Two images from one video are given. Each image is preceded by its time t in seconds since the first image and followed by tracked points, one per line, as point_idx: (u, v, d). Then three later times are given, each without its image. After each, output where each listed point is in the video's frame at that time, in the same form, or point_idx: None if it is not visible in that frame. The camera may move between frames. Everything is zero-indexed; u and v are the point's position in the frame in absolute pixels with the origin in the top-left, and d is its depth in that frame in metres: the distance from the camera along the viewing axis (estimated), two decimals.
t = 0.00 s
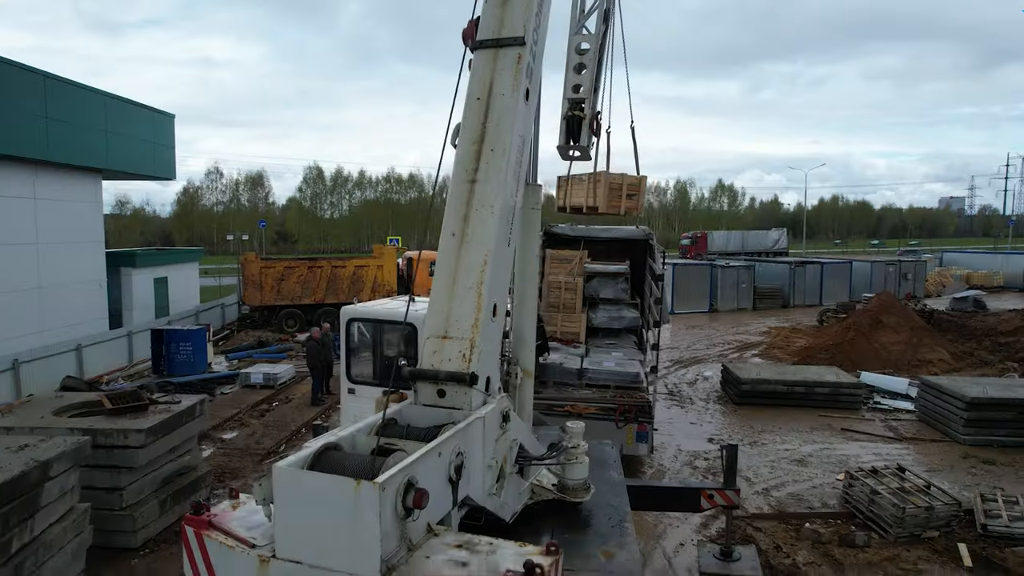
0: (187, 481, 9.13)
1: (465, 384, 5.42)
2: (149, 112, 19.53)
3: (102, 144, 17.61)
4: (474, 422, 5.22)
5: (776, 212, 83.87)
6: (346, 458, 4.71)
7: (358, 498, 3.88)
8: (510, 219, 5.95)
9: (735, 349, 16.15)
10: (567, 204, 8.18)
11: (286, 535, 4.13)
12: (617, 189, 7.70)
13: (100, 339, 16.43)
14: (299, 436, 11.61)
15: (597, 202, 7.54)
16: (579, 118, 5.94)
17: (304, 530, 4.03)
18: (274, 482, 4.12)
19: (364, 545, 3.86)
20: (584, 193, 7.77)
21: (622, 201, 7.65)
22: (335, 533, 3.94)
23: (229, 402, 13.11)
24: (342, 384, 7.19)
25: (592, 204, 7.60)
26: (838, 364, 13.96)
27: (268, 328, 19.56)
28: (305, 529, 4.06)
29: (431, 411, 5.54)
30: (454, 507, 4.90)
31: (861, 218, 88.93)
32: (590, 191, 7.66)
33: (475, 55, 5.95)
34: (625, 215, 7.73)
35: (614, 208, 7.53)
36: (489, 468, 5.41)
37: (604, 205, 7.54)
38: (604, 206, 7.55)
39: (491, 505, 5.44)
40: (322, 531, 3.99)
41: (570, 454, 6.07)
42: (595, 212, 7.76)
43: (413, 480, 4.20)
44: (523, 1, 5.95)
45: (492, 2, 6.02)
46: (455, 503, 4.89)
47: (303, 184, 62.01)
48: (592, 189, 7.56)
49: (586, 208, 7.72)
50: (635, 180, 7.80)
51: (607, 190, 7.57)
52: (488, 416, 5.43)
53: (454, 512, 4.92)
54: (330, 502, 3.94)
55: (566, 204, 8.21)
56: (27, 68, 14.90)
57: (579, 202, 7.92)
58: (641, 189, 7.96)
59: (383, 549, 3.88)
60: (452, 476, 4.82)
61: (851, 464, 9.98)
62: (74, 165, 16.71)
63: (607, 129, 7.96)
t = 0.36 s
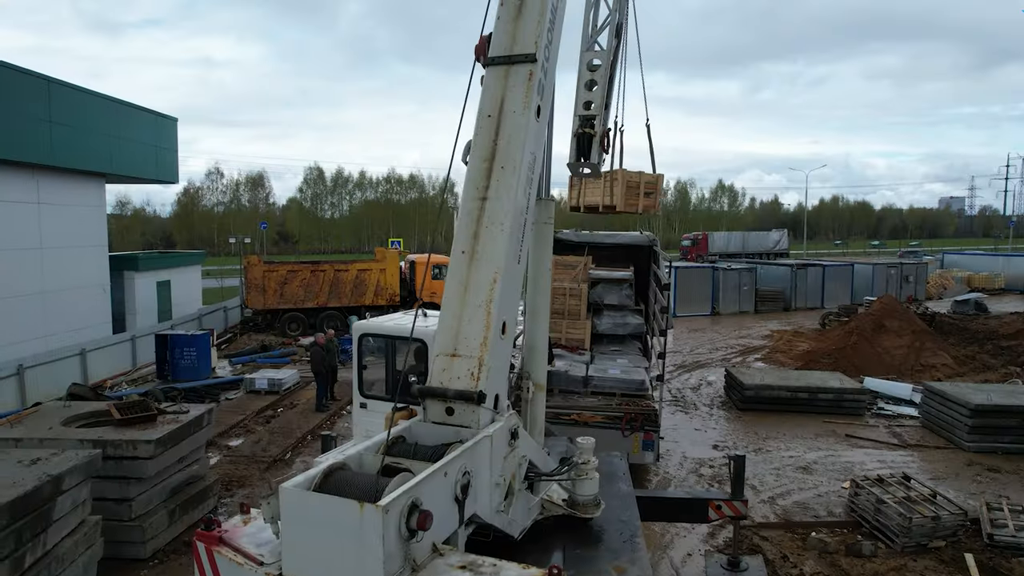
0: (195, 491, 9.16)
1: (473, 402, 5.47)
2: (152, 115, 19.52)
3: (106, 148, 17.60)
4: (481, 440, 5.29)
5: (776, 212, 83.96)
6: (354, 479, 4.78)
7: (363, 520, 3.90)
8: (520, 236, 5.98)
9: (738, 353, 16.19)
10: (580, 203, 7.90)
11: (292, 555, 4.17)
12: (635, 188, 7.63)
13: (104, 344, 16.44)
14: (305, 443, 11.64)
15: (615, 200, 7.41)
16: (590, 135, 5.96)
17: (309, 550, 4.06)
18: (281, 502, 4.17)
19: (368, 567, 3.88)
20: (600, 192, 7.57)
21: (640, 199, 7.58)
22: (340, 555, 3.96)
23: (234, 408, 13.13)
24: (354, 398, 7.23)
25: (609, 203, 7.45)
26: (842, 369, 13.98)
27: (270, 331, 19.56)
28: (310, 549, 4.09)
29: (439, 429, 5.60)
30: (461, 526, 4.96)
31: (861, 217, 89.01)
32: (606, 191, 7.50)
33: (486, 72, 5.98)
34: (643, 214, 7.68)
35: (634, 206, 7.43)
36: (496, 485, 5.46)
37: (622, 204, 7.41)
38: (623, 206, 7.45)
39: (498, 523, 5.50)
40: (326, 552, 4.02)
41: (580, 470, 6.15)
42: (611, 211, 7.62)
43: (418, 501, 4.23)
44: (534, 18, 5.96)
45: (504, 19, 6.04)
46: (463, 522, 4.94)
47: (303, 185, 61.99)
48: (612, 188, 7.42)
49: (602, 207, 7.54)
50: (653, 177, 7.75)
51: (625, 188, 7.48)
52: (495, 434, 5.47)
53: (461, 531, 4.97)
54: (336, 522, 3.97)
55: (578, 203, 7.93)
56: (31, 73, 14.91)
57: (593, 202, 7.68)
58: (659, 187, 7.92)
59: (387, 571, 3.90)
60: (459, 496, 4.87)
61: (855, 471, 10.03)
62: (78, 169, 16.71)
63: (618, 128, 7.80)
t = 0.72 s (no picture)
0: (204, 500, 9.19)
1: (482, 419, 5.51)
2: (155, 119, 19.54)
3: (110, 153, 17.61)
4: (489, 458, 5.33)
5: (776, 212, 84.00)
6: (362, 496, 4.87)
7: (367, 539, 3.94)
8: (530, 252, 6.00)
9: (741, 357, 16.23)
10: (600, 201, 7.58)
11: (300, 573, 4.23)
12: (659, 184, 7.23)
13: (109, 348, 16.45)
14: (311, 450, 11.67)
15: (637, 197, 7.02)
16: (601, 151, 5.97)
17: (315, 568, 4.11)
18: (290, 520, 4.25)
19: None
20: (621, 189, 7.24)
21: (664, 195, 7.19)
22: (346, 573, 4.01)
23: (240, 414, 13.16)
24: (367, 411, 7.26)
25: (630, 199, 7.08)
26: (846, 374, 13.99)
27: (274, 335, 19.58)
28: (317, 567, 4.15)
29: (448, 445, 5.66)
30: (468, 543, 5.00)
31: (861, 216, 89.04)
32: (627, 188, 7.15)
33: (498, 88, 5.99)
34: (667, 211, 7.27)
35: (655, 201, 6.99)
36: (504, 501, 5.51)
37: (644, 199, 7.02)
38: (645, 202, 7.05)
39: (506, 539, 5.54)
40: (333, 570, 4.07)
41: (591, 485, 6.16)
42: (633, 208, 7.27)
43: (422, 521, 4.25)
44: (547, 33, 5.96)
45: (516, 35, 6.04)
46: (470, 539, 4.99)
47: (304, 186, 61.93)
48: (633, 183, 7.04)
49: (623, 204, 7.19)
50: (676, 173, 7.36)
51: (648, 185, 7.07)
52: (504, 451, 5.50)
53: (468, 548, 5.02)
54: (342, 540, 4.03)
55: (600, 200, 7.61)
56: (35, 79, 14.92)
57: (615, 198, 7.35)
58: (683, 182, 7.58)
59: None
60: (465, 513, 4.91)
61: (861, 478, 10.07)
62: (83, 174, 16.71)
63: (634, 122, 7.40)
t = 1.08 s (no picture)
0: (209, 508, 9.19)
1: (488, 432, 5.57)
2: (155, 122, 19.51)
3: (110, 155, 17.57)
4: (495, 471, 5.36)
5: (774, 212, 84.16)
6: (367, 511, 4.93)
7: (369, 555, 3.97)
8: (538, 265, 6.04)
9: (742, 360, 16.28)
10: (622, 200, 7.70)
11: None
12: (680, 181, 7.24)
13: (109, 352, 16.42)
14: (314, 455, 11.68)
15: (659, 194, 7.01)
16: (610, 164, 5.99)
17: None
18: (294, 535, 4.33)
19: None
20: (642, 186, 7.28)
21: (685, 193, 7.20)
22: None
23: (242, 419, 13.16)
24: (375, 421, 7.28)
25: (651, 196, 7.08)
26: (846, 376, 14.03)
27: (274, 338, 19.56)
28: None
29: (454, 458, 5.72)
30: (473, 557, 5.02)
31: (858, 216, 89.26)
32: (647, 184, 7.18)
33: (507, 101, 6.02)
34: (688, 208, 7.30)
35: (678, 199, 6.97)
36: (510, 515, 5.53)
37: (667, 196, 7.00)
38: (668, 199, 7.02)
39: (512, 551, 5.57)
40: None
41: (599, 497, 6.19)
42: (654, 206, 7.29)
43: (426, 536, 4.28)
44: (556, 46, 5.97)
45: (526, 47, 6.05)
46: (475, 552, 5.01)
47: (302, 186, 61.82)
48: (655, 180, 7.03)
49: (643, 201, 7.21)
50: (697, 170, 7.39)
51: (670, 181, 7.14)
52: (509, 464, 5.54)
53: (473, 561, 5.03)
54: (344, 556, 4.07)
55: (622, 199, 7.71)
56: (36, 82, 14.90)
57: (635, 197, 7.42)
58: (702, 181, 7.56)
59: None
60: (470, 527, 4.93)
61: (863, 483, 10.12)
62: (83, 178, 16.67)
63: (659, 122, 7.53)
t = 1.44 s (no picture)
0: (192, 518, 9.08)
1: (477, 443, 5.60)
2: (130, 122, 19.19)
3: (84, 156, 17.25)
4: (483, 482, 5.37)
5: (750, 212, 84.98)
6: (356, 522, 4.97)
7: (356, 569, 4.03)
8: (529, 275, 6.06)
9: (722, 361, 16.43)
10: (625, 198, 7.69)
11: None
12: (686, 179, 7.22)
13: (83, 357, 16.13)
14: (298, 462, 11.60)
15: (666, 191, 7.01)
16: (601, 174, 6.07)
17: None
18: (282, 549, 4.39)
19: None
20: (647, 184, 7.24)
21: (691, 190, 7.17)
22: None
23: (222, 426, 13.02)
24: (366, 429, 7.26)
25: (659, 193, 7.06)
26: (825, 377, 14.23)
27: (253, 341, 19.36)
28: None
29: (443, 468, 5.74)
30: (461, 568, 5.04)
31: (831, 216, 90.47)
32: (653, 180, 7.15)
33: (499, 111, 6.03)
34: (696, 205, 7.29)
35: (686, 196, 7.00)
36: (499, 524, 5.55)
37: (674, 192, 7.02)
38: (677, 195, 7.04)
39: (501, 561, 5.58)
40: None
41: (590, 505, 6.21)
42: (660, 203, 7.25)
43: (412, 549, 4.33)
44: (548, 56, 5.96)
45: (518, 56, 6.04)
46: (463, 563, 5.03)
47: (278, 186, 61.15)
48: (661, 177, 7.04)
49: (650, 198, 7.16)
50: (703, 167, 7.34)
51: (677, 178, 7.08)
52: (497, 475, 5.56)
53: (461, 572, 5.06)
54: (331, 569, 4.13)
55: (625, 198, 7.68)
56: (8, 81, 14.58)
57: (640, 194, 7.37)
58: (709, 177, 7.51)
59: None
60: (458, 538, 4.94)
61: (844, 484, 10.28)
62: (56, 179, 16.35)
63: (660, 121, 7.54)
